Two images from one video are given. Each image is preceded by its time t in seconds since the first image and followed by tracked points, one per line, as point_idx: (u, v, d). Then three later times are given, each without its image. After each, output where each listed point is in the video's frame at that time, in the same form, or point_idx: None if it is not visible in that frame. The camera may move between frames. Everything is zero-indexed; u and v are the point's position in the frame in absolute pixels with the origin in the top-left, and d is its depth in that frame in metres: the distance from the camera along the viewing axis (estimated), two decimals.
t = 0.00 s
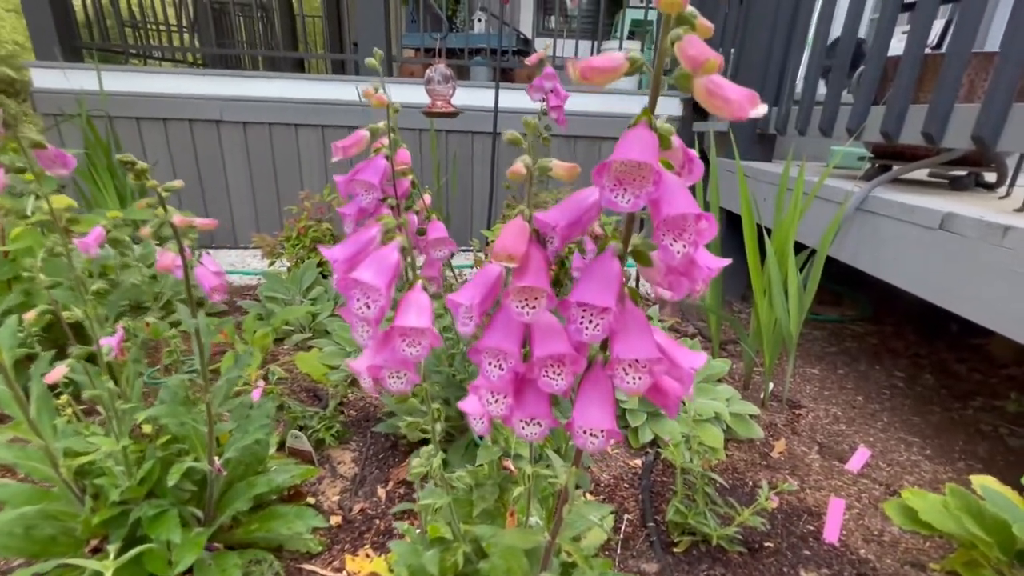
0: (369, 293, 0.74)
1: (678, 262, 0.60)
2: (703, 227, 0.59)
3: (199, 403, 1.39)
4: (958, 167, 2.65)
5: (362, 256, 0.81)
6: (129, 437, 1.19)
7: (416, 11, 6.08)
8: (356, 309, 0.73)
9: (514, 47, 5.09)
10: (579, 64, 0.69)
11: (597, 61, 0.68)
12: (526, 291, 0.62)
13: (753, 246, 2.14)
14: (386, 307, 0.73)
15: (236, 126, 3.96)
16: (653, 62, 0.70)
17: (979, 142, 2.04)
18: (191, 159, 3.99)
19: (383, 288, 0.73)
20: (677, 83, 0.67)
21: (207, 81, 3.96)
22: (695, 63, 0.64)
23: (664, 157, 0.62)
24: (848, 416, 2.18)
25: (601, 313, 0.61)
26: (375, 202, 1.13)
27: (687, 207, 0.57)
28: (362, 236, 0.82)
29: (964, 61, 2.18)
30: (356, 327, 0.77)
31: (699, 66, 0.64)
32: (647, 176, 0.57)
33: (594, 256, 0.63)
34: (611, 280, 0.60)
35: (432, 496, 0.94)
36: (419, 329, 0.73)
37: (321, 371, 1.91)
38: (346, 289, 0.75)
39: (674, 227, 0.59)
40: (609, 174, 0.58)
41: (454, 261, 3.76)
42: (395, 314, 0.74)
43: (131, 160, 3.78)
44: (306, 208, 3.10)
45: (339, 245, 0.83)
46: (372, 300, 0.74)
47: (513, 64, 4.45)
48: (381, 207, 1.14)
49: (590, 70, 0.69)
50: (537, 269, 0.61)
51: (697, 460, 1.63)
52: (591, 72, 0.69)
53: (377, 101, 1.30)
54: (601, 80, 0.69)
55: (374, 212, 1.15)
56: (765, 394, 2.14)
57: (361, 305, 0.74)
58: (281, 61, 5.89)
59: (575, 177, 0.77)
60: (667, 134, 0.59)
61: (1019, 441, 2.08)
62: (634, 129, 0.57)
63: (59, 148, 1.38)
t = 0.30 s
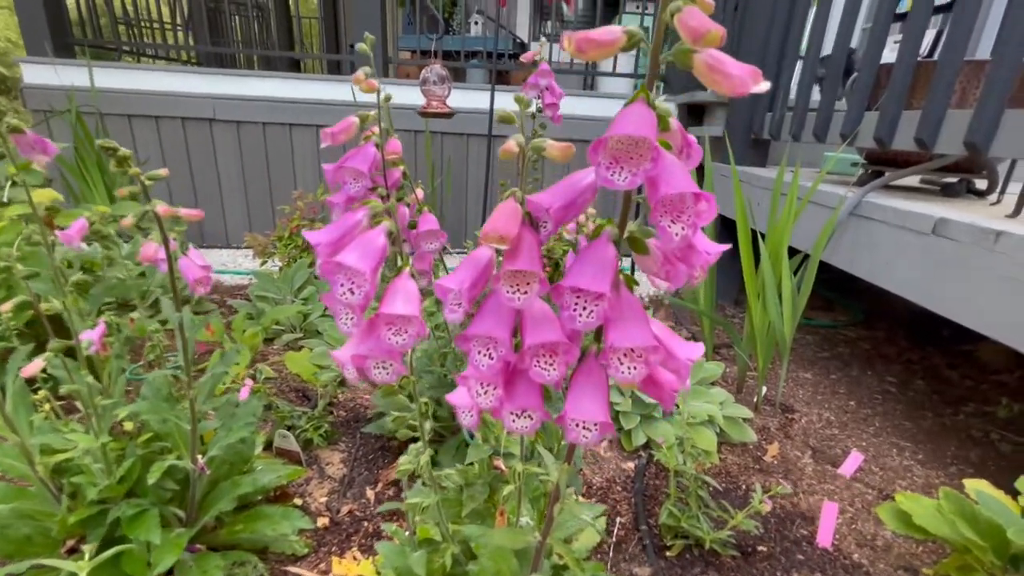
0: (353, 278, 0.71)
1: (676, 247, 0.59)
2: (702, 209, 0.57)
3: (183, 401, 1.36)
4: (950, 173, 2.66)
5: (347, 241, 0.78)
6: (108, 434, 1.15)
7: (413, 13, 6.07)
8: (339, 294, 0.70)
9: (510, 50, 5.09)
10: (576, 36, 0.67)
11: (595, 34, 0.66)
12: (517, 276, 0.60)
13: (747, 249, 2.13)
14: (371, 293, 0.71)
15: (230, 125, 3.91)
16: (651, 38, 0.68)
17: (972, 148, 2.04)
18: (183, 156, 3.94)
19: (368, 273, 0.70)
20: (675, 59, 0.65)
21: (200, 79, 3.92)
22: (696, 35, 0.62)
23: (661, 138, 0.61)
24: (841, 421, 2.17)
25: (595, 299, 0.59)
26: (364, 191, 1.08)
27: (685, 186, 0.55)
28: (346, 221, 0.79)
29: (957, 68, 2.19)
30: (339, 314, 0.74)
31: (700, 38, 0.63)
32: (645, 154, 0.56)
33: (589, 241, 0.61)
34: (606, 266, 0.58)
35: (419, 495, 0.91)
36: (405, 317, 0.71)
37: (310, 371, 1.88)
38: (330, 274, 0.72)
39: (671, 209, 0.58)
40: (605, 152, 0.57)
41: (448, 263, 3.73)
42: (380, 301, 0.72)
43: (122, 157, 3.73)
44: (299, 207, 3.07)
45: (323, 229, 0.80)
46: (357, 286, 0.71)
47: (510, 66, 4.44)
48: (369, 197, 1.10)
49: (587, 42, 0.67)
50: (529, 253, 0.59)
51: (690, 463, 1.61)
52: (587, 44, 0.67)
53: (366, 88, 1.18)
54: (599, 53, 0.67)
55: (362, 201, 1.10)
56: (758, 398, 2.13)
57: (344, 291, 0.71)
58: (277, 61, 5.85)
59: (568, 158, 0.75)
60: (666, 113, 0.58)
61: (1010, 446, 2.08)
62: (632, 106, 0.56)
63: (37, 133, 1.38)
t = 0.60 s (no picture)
0: (347, 277, 0.70)
1: (674, 245, 0.58)
2: (701, 206, 0.57)
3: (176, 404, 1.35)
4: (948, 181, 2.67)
5: (340, 238, 0.77)
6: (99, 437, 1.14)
7: (414, 20, 6.09)
8: (332, 293, 0.69)
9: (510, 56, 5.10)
10: (573, 30, 0.66)
11: (592, 28, 0.66)
12: (513, 274, 0.59)
13: (746, 255, 2.13)
14: (365, 292, 0.70)
15: (230, 129, 3.91)
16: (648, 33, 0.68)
17: (970, 155, 2.04)
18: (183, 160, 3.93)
19: (361, 271, 0.69)
20: (674, 55, 0.65)
21: (201, 83, 3.92)
22: (695, 28, 0.62)
23: (659, 136, 0.61)
24: (840, 428, 2.16)
25: (591, 299, 0.58)
26: (359, 190, 1.07)
27: (683, 182, 0.55)
28: (340, 218, 0.78)
29: (954, 76, 2.19)
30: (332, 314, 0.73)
31: (699, 32, 0.63)
32: (643, 150, 0.55)
33: (585, 240, 0.60)
34: (603, 265, 0.58)
35: (413, 500, 0.90)
36: (400, 316, 0.70)
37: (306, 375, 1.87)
38: (322, 273, 0.71)
39: (669, 206, 0.57)
40: (603, 148, 0.56)
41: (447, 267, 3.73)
42: (374, 301, 0.71)
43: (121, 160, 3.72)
44: (297, 211, 3.06)
45: (317, 227, 0.79)
46: (350, 285, 0.70)
47: (510, 72, 4.45)
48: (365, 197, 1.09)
49: (584, 37, 0.66)
50: (525, 251, 0.58)
51: (689, 469, 1.60)
52: (584, 38, 0.67)
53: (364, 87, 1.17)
54: (596, 47, 0.67)
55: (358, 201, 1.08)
56: (757, 405, 2.12)
57: (337, 289, 0.70)
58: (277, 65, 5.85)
59: (565, 155, 0.74)
60: (664, 109, 0.57)
61: (1010, 454, 2.06)
62: (630, 100, 0.55)
63: (32, 131, 1.33)
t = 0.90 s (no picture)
0: (341, 277, 0.69)
1: (673, 247, 0.57)
2: (701, 208, 0.56)
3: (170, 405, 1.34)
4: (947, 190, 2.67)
5: (336, 237, 0.75)
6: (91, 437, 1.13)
7: (417, 24, 6.11)
8: (326, 293, 0.68)
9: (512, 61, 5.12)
10: (573, 29, 0.66)
11: (592, 27, 0.65)
12: (510, 276, 0.58)
13: (746, 261, 2.12)
14: (359, 293, 0.69)
15: (230, 130, 3.91)
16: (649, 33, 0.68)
17: (970, 164, 2.04)
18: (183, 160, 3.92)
19: (356, 272, 0.68)
20: (675, 55, 0.65)
21: (202, 84, 3.92)
22: (696, 28, 0.62)
23: (660, 137, 0.60)
24: (838, 435, 2.15)
25: (589, 302, 0.58)
26: (356, 191, 1.02)
27: (683, 184, 0.54)
28: (336, 216, 0.77)
29: (954, 85, 2.20)
30: (326, 316, 0.72)
31: (700, 32, 0.63)
32: (642, 151, 0.55)
33: (584, 242, 0.60)
34: (601, 268, 0.57)
35: (407, 504, 0.89)
36: (395, 318, 0.69)
37: (303, 377, 1.86)
38: (317, 273, 0.70)
39: (669, 209, 0.56)
40: (602, 149, 0.56)
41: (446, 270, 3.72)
42: (369, 302, 0.70)
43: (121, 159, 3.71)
44: (297, 212, 3.06)
45: (311, 226, 0.78)
46: (344, 285, 0.69)
47: (511, 77, 4.46)
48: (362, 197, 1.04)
49: (584, 36, 0.66)
50: (522, 252, 0.57)
51: (686, 476, 1.59)
52: (584, 38, 0.66)
53: (362, 86, 1.15)
54: (596, 46, 0.66)
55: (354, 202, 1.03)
56: (755, 412, 2.11)
57: (331, 290, 0.69)
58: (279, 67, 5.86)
59: (563, 155, 0.73)
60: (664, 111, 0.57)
61: (1008, 464, 2.06)
62: (630, 101, 0.55)
63: (27, 126, 1.30)
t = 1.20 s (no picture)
0: (332, 265, 0.68)
1: (671, 235, 0.56)
2: (699, 196, 0.55)
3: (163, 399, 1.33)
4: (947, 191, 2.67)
5: (327, 225, 0.74)
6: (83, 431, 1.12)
7: (418, 22, 6.09)
8: (317, 281, 0.68)
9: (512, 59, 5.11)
10: (571, 12, 0.65)
11: (589, 10, 0.64)
12: (504, 264, 0.58)
13: (744, 260, 2.11)
14: (350, 282, 0.68)
15: (229, 126, 3.89)
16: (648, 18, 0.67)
17: (969, 165, 2.03)
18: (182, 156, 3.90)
19: (347, 260, 0.67)
20: (675, 40, 0.64)
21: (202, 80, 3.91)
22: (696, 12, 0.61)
23: (658, 125, 0.60)
24: (835, 436, 2.15)
25: (585, 292, 0.57)
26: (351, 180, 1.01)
27: (682, 170, 0.53)
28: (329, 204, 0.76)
29: (955, 85, 2.19)
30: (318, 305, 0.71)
31: (700, 16, 0.62)
32: (640, 137, 0.54)
33: (580, 231, 0.59)
34: (598, 257, 0.56)
35: (401, 500, 0.88)
36: (386, 307, 0.68)
37: (298, 374, 1.84)
38: (308, 261, 0.69)
39: (667, 196, 0.56)
40: (598, 134, 0.55)
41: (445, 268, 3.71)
42: (360, 291, 0.69)
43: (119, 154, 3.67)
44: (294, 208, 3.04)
45: (303, 214, 0.76)
46: (336, 274, 0.68)
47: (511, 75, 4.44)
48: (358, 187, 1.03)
49: (581, 18, 0.65)
50: (517, 240, 0.56)
51: (682, 475, 1.58)
52: (582, 20, 0.65)
53: (357, 77, 1.12)
54: (594, 30, 0.65)
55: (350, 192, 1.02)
56: (753, 411, 2.10)
57: (322, 278, 0.68)
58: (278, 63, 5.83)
59: (559, 141, 0.72)
60: (663, 98, 0.56)
61: (1005, 466, 2.05)
62: (628, 85, 0.54)
63: (19, 116, 1.31)
